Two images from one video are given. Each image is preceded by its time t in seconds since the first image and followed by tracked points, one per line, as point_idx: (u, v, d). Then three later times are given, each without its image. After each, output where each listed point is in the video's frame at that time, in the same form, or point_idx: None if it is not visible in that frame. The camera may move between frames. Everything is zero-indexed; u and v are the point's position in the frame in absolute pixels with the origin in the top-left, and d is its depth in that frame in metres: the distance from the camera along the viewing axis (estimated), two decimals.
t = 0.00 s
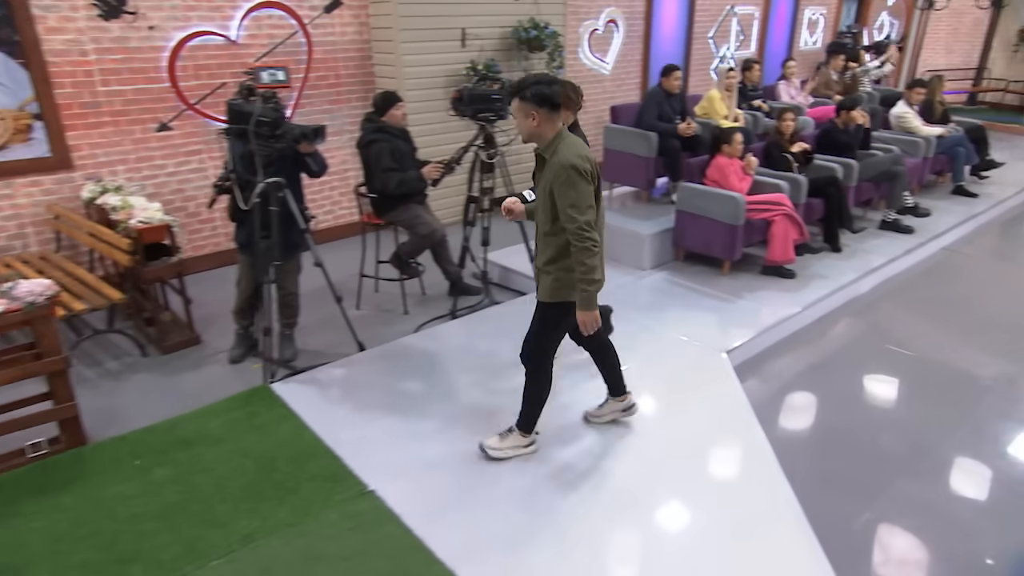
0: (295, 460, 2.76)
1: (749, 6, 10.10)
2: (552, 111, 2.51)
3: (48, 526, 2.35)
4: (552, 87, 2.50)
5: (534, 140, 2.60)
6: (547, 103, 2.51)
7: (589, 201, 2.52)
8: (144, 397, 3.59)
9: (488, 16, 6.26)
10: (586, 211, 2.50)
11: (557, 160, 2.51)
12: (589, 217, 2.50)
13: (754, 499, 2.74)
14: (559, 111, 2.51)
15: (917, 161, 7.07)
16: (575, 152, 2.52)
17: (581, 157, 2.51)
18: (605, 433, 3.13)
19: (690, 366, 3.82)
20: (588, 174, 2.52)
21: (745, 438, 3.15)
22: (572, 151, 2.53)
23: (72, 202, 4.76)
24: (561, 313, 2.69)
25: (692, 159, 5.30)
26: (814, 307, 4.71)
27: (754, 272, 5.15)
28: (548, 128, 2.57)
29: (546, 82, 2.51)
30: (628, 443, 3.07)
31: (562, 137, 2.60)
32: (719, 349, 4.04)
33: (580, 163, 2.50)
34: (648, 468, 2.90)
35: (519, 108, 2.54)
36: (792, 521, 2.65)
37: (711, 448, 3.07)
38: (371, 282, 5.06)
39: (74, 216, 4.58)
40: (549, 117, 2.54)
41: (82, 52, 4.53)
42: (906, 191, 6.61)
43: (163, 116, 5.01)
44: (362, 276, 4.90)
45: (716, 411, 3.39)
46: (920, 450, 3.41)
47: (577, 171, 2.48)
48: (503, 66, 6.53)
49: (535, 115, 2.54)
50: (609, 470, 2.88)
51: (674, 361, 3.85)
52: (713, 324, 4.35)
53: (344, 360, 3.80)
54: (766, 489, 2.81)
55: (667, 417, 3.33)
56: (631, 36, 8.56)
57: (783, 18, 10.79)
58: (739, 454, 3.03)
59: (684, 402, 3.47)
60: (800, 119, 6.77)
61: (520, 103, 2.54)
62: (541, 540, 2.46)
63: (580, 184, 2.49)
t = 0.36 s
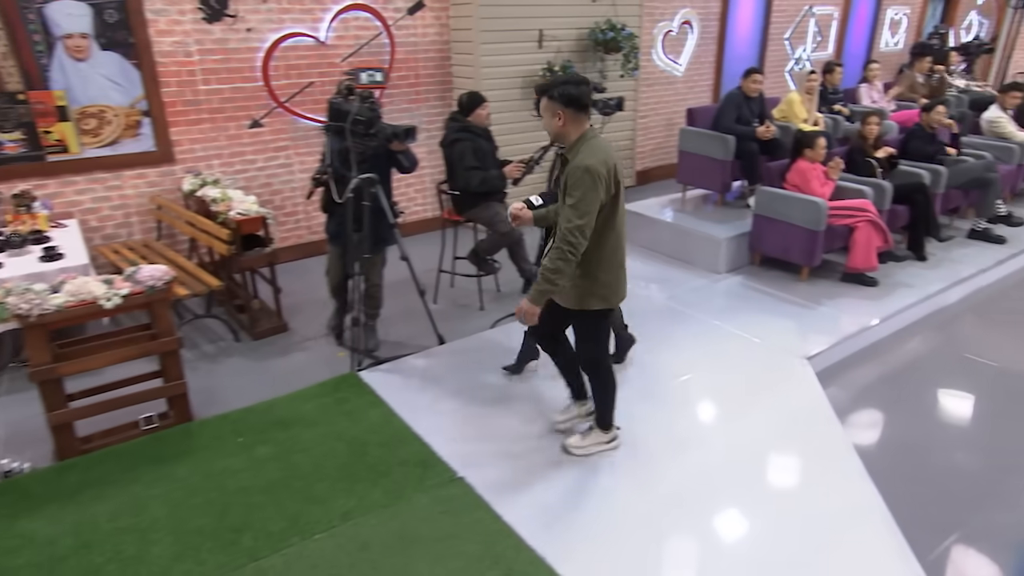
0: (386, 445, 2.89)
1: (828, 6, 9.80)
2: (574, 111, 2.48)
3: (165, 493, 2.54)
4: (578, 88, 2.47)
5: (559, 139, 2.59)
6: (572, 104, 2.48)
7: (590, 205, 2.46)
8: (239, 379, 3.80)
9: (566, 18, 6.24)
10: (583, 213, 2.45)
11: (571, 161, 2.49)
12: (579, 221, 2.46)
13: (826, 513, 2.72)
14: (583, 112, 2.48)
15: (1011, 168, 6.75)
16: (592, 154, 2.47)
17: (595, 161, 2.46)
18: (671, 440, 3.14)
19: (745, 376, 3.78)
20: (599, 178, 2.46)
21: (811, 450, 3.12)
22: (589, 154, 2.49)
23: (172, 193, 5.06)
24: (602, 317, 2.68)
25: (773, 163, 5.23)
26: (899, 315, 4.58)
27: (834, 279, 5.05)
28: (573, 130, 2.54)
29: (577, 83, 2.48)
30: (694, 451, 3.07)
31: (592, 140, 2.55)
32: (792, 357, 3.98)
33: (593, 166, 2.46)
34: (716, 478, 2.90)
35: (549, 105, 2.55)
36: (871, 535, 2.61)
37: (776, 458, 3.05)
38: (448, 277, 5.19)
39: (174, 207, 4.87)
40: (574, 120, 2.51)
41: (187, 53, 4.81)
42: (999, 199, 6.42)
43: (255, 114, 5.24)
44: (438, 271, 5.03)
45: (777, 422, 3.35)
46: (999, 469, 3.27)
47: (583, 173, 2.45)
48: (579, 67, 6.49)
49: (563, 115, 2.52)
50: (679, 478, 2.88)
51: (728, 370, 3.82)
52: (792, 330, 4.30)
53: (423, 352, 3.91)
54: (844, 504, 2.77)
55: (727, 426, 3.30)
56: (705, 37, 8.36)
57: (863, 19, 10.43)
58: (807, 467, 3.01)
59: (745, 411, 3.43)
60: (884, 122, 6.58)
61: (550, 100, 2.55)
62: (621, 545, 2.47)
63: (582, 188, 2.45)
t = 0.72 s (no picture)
0: (466, 437, 3.01)
1: (911, 5, 9.45)
2: (586, 114, 2.53)
3: (264, 471, 2.71)
4: (594, 93, 2.52)
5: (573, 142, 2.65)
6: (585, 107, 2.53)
7: (603, 202, 2.49)
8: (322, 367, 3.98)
9: (639, 20, 6.19)
10: (598, 210, 2.48)
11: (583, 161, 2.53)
12: (594, 217, 2.49)
13: (891, 529, 2.66)
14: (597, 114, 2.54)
15: None
16: (604, 153, 2.52)
17: (607, 161, 2.50)
18: (730, 448, 3.13)
19: (808, 387, 3.71)
20: (610, 177, 2.50)
21: (873, 464, 3.05)
22: (599, 155, 2.53)
23: (256, 187, 5.29)
24: (608, 317, 2.72)
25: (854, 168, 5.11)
26: (987, 327, 4.41)
27: (915, 288, 4.90)
28: (585, 133, 2.58)
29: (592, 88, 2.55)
30: (756, 463, 3.04)
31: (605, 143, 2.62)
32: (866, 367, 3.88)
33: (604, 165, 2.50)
34: (776, 488, 2.87)
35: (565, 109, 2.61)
36: (945, 554, 2.54)
37: (837, 471, 3.00)
38: (517, 275, 5.28)
39: (259, 200, 5.09)
40: (586, 122, 2.55)
41: (275, 54, 5.02)
42: None
43: (335, 112, 5.41)
44: (509, 269, 5.13)
45: (841, 433, 3.28)
46: None
47: (594, 170, 2.48)
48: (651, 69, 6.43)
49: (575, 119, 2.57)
50: (742, 488, 2.86)
51: (791, 381, 3.76)
52: (871, 339, 4.19)
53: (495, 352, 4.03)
54: (913, 519, 2.71)
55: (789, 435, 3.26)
56: (780, 38, 8.18)
57: (947, 19, 10.01)
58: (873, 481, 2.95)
59: (806, 421, 3.39)
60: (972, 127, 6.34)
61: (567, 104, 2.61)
62: (688, 554, 2.46)
63: (596, 186, 2.48)
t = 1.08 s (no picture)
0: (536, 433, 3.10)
1: (996, 5, 9.03)
2: (597, 114, 2.59)
3: (343, 457, 2.87)
4: (601, 93, 2.58)
5: (584, 143, 2.69)
6: (594, 107, 2.59)
7: (629, 197, 2.53)
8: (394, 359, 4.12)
9: (710, 21, 6.03)
10: (629, 205, 2.51)
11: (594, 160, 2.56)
12: (625, 212, 2.51)
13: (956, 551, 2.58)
14: (607, 114, 2.60)
15: None
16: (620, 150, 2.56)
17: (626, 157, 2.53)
18: (786, 459, 3.11)
19: (872, 399, 3.64)
20: (631, 171, 2.54)
21: (938, 482, 2.97)
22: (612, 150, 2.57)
23: (330, 183, 5.46)
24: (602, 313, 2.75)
25: (936, 175, 4.93)
26: None
27: (1000, 300, 4.70)
28: (595, 131, 2.63)
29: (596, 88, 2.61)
30: (813, 473, 3.02)
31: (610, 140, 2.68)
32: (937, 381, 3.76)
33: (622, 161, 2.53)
34: (832, 502, 2.83)
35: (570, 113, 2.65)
36: None
37: (900, 488, 2.93)
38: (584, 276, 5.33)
39: (332, 195, 5.26)
40: (595, 121, 2.61)
41: (352, 54, 5.18)
42: None
43: (407, 111, 5.52)
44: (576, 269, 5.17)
45: (902, 449, 3.21)
46: None
47: (614, 168, 2.51)
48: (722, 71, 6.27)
49: (586, 119, 2.62)
50: (798, 498, 2.86)
51: (855, 393, 3.69)
52: (952, 350, 4.07)
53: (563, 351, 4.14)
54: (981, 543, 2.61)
55: (847, 449, 3.21)
56: (854, 40, 7.95)
57: None
58: (938, 497, 2.88)
59: (866, 434, 3.32)
60: None
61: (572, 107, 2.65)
62: (742, 562, 2.47)
63: (619, 182, 2.51)
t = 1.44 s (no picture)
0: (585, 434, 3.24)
1: None
2: (595, 114, 2.72)
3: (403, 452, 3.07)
4: (600, 95, 2.73)
5: (583, 142, 2.83)
6: (592, 108, 2.73)
7: (614, 194, 2.68)
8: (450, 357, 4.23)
9: (769, 23, 5.93)
10: (613, 202, 2.66)
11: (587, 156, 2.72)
12: (608, 208, 2.67)
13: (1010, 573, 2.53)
14: (606, 114, 2.74)
15: None
16: (612, 148, 2.71)
17: (615, 155, 2.68)
18: (836, 471, 3.13)
19: (930, 411, 3.59)
20: (621, 170, 2.69)
21: (998, 501, 2.90)
22: (607, 151, 2.70)
23: (387, 182, 5.55)
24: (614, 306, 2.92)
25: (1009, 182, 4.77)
26: None
27: None
28: (594, 132, 2.77)
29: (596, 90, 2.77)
30: (865, 485, 3.03)
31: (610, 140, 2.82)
32: (1003, 398, 3.65)
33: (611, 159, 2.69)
34: (882, 517, 2.83)
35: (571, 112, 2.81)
36: None
37: (956, 506, 2.87)
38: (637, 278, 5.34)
39: (388, 194, 5.35)
40: (592, 121, 2.75)
41: (412, 56, 5.27)
42: None
43: (463, 112, 5.59)
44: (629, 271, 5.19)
45: (961, 465, 3.14)
46: None
47: (603, 165, 2.67)
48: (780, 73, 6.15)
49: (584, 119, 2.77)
50: (848, 510, 2.88)
51: (909, 404, 3.65)
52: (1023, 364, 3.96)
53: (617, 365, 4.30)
54: None
55: (902, 463, 3.17)
56: (919, 42, 7.72)
57: None
58: (997, 516, 2.82)
59: (922, 449, 3.28)
60: None
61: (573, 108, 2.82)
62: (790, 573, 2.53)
63: (603, 180, 2.65)
